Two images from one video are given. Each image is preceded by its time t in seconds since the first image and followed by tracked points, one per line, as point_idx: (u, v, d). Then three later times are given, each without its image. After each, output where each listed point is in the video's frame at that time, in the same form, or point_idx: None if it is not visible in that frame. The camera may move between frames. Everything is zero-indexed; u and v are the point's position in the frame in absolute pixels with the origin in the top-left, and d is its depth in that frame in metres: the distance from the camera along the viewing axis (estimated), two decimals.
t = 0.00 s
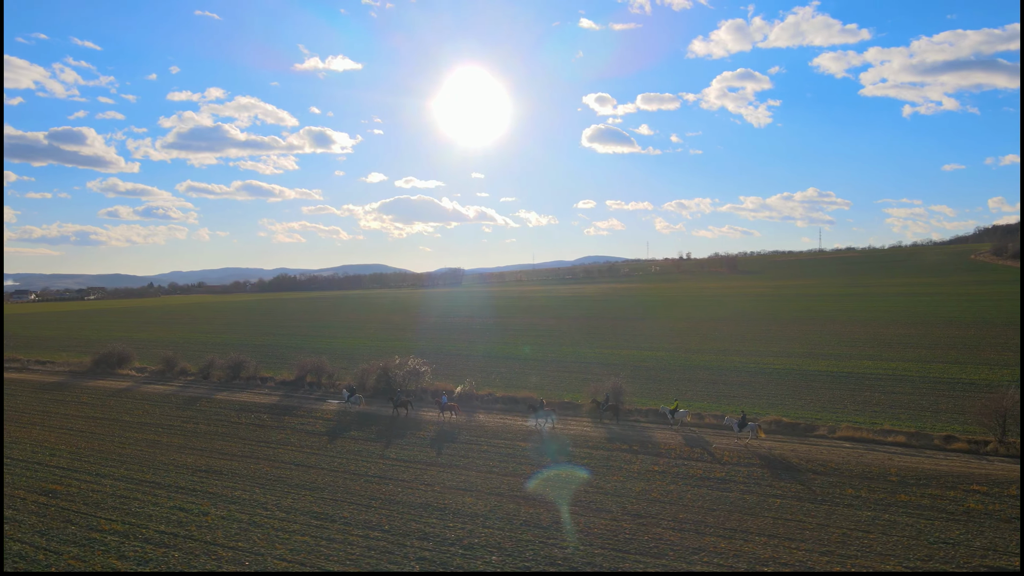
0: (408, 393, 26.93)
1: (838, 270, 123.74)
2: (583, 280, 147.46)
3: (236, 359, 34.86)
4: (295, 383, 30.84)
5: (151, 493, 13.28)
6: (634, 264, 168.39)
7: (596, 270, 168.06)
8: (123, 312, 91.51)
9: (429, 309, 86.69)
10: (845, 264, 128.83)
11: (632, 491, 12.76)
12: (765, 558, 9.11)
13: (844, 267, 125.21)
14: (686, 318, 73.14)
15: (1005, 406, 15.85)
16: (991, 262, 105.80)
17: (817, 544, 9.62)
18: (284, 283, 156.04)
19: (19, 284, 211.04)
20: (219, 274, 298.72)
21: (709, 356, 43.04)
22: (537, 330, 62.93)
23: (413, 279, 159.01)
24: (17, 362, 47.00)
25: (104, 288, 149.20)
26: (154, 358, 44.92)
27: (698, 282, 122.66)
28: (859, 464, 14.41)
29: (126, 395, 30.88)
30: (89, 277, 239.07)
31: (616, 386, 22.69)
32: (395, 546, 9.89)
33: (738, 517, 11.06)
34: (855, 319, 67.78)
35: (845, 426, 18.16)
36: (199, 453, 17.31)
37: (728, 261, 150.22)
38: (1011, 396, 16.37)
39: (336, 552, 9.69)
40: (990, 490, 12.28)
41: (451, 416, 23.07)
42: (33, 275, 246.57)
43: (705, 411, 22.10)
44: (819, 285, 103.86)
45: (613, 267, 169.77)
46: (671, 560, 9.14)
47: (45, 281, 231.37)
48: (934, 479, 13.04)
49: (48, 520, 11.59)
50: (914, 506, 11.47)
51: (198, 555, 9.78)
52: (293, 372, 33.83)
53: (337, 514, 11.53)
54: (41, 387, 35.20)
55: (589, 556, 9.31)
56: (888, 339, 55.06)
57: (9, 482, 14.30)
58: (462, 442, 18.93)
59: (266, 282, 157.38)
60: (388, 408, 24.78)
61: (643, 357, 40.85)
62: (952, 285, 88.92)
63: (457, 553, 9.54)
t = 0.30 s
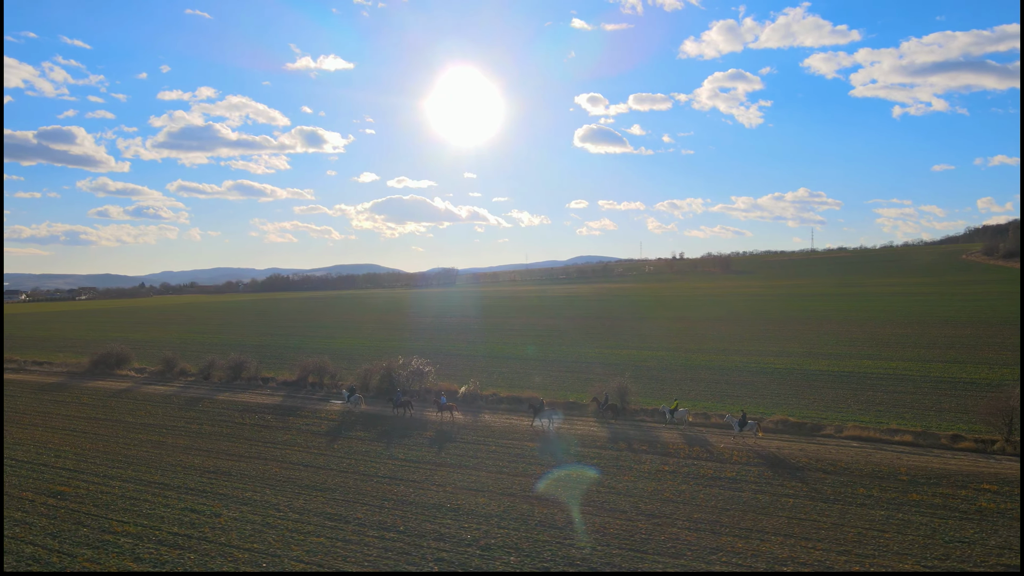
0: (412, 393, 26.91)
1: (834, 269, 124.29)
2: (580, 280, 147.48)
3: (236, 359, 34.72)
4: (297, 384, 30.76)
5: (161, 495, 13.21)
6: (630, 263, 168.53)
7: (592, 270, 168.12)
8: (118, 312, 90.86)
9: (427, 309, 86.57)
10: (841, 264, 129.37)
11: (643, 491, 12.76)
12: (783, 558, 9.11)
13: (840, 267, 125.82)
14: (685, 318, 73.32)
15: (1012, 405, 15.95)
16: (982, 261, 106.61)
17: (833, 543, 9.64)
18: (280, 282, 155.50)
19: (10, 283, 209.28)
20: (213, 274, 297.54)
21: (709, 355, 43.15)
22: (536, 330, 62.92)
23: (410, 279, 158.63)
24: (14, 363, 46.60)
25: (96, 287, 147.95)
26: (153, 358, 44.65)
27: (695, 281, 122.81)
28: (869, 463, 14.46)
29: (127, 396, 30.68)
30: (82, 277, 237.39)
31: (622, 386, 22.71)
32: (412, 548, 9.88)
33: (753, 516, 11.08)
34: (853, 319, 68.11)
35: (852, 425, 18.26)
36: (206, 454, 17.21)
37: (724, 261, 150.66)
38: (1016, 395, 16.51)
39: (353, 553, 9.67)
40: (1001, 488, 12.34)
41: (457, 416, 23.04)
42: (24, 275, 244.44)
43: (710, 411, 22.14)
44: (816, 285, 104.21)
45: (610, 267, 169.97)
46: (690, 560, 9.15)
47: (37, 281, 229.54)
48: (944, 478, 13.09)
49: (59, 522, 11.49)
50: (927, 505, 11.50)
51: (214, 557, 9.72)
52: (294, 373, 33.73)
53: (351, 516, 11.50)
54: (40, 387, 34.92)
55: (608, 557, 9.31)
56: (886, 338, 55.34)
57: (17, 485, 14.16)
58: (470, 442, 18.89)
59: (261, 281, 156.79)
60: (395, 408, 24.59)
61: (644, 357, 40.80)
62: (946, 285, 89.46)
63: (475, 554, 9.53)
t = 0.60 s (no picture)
0: (415, 394, 26.89)
1: (829, 269, 124.81)
2: (577, 279, 147.56)
3: (236, 359, 34.59)
4: (299, 384, 30.63)
5: (170, 497, 13.14)
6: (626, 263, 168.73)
7: (588, 269, 168.13)
8: (113, 313, 90.22)
9: (425, 309, 86.49)
10: (837, 263, 129.93)
11: (655, 491, 12.78)
12: (800, 557, 9.11)
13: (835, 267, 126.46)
14: (682, 318, 73.50)
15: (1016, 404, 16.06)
16: (974, 261, 107.42)
17: (849, 543, 9.68)
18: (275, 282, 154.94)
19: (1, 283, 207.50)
20: (208, 274, 296.24)
21: (709, 355, 43.28)
22: (534, 330, 62.95)
23: (406, 279, 158.29)
24: (10, 364, 46.22)
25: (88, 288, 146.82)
26: (151, 359, 44.41)
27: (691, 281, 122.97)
28: (877, 463, 14.51)
29: (126, 397, 30.49)
30: (73, 277, 235.36)
31: (628, 386, 22.70)
32: (428, 548, 9.86)
33: (765, 516, 11.10)
34: (850, 318, 68.43)
35: (857, 424, 18.35)
36: (212, 456, 17.14)
37: (720, 261, 151.09)
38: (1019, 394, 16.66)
39: (370, 554, 9.66)
40: (1009, 487, 12.42)
41: (462, 417, 22.98)
42: (15, 276, 242.41)
43: (716, 411, 22.18)
44: (812, 284, 104.53)
45: (606, 267, 170.15)
46: (708, 560, 9.16)
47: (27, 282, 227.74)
48: (954, 477, 13.15)
49: (69, 525, 11.39)
50: (939, 505, 11.54)
51: (229, 559, 9.68)
52: (295, 373, 33.64)
53: (363, 517, 11.46)
54: (37, 388, 34.69)
55: (625, 557, 9.31)
56: (884, 338, 55.63)
57: (23, 487, 14.05)
58: (477, 442, 18.86)
59: (257, 281, 156.26)
60: (399, 408, 24.52)
61: (644, 357, 40.83)
62: (940, 284, 89.94)
63: (492, 555, 9.53)
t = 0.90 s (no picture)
0: (416, 394, 26.84)
1: (824, 268, 125.29)
2: (573, 279, 147.51)
3: (235, 360, 34.43)
4: (299, 385, 30.52)
5: (178, 498, 13.05)
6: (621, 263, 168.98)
7: (584, 269, 168.08)
8: (106, 313, 89.55)
9: (421, 309, 86.28)
10: (831, 263, 130.46)
11: (665, 490, 12.80)
12: (817, 557, 9.15)
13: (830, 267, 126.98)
14: (679, 318, 73.54)
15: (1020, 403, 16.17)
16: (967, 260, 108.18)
17: (862, 542, 9.73)
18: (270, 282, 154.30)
19: None
20: (201, 273, 294.63)
21: (708, 355, 43.33)
22: (532, 330, 62.84)
23: (402, 279, 157.92)
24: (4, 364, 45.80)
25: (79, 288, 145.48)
26: (148, 359, 44.14)
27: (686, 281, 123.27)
28: (884, 462, 14.57)
29: (125, 398, 30.29)
30: (63, 276, 232.99)
31: (632, 385, 22.73)
32: (443, 550, 9.85)
33: (777, 515, 11.16)
34: (846, 318, 68.66)
35: (861, 424, 18.43)
36: (217, 457, 17.04)
37: (715, 261, 151.44)
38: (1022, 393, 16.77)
39: (386, 556, 9.63)
40: (1017, 485, 12.50)
41: (466, 417, 22.92)
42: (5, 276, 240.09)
43: (720, 410, 22.24)
44: (807, 284, 104.86)
45: (602, 267, 170.22)
46: (724, 560, 9.18)
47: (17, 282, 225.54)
48: (961, 476, 13.24)
49: (79, 527, 11.29)
50: (949, 503, 11.60)
51: (243, 561, 9.62)
52: (295, 374, 33.51)
53: (375, 518, 11.43)
54: (33, 389, 34.41)
55: (642, 557, 9.33)
56: (880, 337, 55.86)
57: (28, 489, 13.91)
58: (483, 442, 18.83)
59: (251, 280, 155.76)
60: (401, 408, 24.45)
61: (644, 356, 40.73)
62: (932, 283, 90.58)
63: (508, 556, 9.53)
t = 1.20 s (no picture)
0: (415, 395, 26.78)
1: (817, 267, 125.93)
2: (566, 279, 147.42)
3: (231, 361, 34.21)
4: (297, 386, 30.39)
5: (183, 501, 12.93)
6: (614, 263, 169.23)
7: (578, 268, 168.07)
8: (96, 313, 88.68)
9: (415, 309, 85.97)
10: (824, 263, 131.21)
11: (674, 490, 12.80)
12: (830, 556, 9.17)
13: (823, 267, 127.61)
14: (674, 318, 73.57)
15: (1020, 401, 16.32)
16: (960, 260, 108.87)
17: (874, 541, 9.77)
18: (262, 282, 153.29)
19: None
20: (190, 273, 292.17)
21: (704, 355, 43.44)
22: (528, 330, 62.63)
23: (395, 279, 157.46)
24: None
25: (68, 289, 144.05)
26: (142, 360, 43.82)
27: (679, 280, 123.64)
28: (888, 461, 14.66)
29: (120, 399, 30.03)
30: (50, 277, 230.63)
31: (634, 385, 22.82)
32: (456, 551, 9.79)
33: (787, 514, 11.19)
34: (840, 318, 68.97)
35: (863, 423, 18.55)
36: (219, 459, 16.92)
37: (708, 261, 151.92)
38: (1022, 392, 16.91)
39: (399, 558, 9.56)
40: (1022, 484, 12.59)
41: (468, 417, 22.92)
42: None
43: (721, 409, 22.36)
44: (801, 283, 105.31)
45: (594, 267, 170.55)
46: (739, 560, 9.17)
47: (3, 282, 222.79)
48: (966, 474, 13.32)
49: (85, 530, 11.17)
50: (956, 502, 11.68)
51: (254, 564, 9.54)
52: (293, 374, 33.35)
53: (384, 519, 11.36)
54: (26, 391, 34.06)
55: (657, 557, 9.31)
56: (874, 337, 56.13)
57: (30, 492, 13.77)
58: (484, 443, 18.85)
59: (242, 280, 154.67)
60: (398, 408, 24.50)
61: (640, 356, 40.78)
62: (922, 283, 91.36)
63: (523, 557, 9.48)
